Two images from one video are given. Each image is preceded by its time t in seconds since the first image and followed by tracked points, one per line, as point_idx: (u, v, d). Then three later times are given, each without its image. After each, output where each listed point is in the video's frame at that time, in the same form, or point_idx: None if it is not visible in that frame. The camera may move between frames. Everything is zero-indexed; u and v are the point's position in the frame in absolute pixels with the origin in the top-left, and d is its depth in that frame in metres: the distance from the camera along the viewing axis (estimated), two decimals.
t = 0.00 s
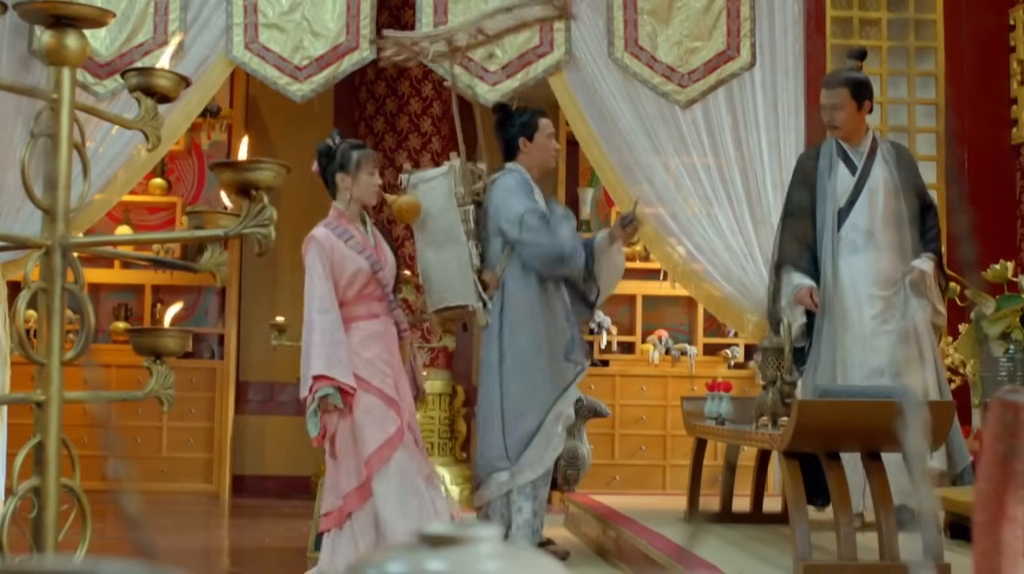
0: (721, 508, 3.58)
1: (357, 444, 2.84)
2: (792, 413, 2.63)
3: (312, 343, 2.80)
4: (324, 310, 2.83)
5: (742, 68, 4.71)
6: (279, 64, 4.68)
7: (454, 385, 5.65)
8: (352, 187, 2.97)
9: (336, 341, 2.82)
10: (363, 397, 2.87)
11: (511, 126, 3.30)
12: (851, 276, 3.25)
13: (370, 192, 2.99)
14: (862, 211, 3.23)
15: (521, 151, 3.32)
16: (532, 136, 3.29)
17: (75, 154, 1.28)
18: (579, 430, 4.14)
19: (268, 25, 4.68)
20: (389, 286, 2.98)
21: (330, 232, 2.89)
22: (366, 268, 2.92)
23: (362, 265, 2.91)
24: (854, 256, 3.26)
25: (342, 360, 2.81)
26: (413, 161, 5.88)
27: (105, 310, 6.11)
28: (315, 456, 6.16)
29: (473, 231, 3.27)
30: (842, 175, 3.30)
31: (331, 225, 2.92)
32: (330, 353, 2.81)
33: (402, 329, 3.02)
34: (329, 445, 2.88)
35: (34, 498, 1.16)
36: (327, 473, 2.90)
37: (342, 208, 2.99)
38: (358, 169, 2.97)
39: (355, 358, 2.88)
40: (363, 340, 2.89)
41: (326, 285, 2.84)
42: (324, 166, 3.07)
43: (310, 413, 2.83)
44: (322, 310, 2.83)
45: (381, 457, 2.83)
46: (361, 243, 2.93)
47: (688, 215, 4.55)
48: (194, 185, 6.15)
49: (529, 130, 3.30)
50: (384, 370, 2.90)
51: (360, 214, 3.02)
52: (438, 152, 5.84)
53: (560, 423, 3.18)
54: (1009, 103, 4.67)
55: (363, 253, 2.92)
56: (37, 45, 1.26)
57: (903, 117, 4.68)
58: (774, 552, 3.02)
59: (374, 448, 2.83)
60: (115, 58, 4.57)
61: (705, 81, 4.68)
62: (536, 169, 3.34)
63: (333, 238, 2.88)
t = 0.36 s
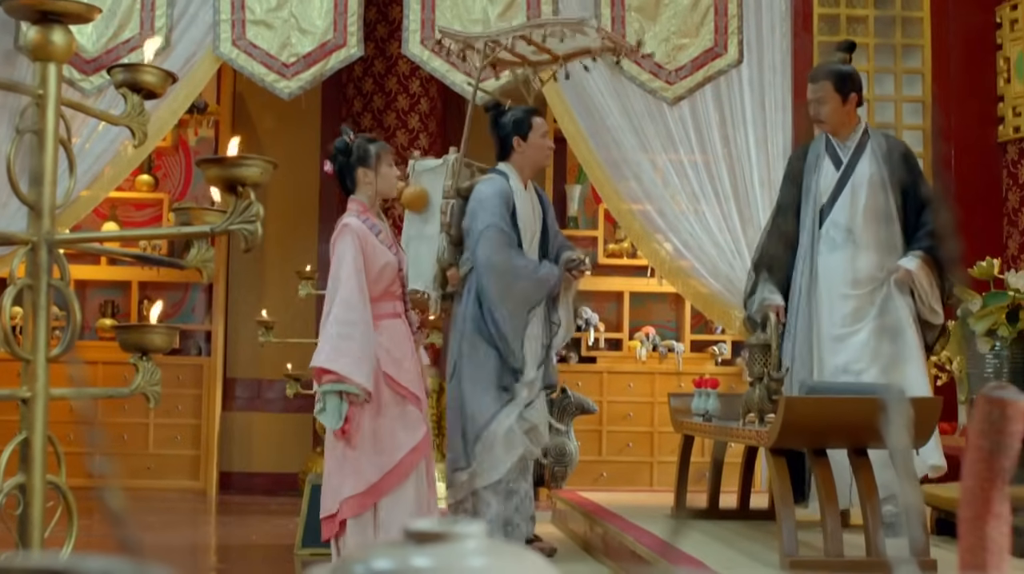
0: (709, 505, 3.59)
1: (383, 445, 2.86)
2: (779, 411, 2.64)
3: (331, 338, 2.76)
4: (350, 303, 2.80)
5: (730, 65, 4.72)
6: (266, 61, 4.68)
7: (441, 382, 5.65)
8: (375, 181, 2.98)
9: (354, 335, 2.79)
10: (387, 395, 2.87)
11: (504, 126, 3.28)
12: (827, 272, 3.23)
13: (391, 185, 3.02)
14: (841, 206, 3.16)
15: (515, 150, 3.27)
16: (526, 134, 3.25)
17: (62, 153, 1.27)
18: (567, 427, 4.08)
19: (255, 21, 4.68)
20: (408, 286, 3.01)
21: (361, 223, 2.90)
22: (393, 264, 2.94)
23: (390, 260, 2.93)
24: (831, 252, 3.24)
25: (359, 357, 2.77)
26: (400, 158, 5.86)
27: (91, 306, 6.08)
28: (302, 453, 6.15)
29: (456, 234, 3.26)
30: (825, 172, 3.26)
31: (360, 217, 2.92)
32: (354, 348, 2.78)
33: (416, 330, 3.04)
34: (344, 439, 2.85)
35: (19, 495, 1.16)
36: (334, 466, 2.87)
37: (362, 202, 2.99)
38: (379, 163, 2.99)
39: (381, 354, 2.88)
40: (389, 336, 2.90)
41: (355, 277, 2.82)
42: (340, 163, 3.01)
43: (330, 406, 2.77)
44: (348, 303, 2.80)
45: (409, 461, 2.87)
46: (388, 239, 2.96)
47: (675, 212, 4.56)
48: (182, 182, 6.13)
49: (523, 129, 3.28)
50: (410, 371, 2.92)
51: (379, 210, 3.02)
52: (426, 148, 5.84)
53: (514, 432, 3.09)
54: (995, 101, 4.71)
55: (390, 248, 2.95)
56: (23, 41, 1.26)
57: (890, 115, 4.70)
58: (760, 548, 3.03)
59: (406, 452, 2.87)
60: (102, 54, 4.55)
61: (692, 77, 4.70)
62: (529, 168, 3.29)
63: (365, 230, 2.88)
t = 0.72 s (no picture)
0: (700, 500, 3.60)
1: (381, 441, 2.86)
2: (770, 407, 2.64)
3: (362, 330, 2.79)
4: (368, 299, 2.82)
5: (721, 60, 4.72)
6: (257, 57, 4.66)
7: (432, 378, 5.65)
8: (388, 180, 2.99)
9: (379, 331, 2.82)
10: (389, 392, 2.87)
11: (489, 123, 3.33)
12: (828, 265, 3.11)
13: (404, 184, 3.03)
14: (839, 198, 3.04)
15: (500, 144, 3.33)
16: (512, 128, 3.31)
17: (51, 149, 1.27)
18: (557, 423, 4.08)
19: (245, 17, 4.67)
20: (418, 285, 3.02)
21: (372, 220, 2.90)
22: (404, 262, 2.94)
23: (400, 258, 2.93)
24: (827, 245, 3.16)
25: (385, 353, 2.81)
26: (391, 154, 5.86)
27: (81, 302, 6.06)
28: (293, 449, 6.15)
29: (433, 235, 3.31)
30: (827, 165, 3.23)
31: (372, 214, 2.92)
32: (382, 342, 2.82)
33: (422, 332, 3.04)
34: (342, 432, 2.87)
35: (8, 490, 1.15)
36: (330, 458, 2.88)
37: (376, 199, 2.99)
38: (392, 161, 3.00)
39: (386, 352, 2.88)
40: (393, 334, 2.90)
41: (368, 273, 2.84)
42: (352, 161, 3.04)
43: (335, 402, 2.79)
44: (366, 299, 2.82)
45: (404, 459, 2.88)
46: (399, 237, 2.96)
47: (666, 209, 4.57)
48: (172, 177, 6.11)
49: (508, 124, 3.32)
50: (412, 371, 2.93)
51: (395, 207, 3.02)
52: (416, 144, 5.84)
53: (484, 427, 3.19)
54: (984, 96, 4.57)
55: (400, 247, 2.95)
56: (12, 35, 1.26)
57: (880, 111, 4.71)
58: (750, 543, 3.04)
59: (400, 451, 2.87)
60: (92, 50, 4.53)
61: (683, 74, 4.71)
62: (516, 163, 3.34)
63: (376, 227, 2.89)
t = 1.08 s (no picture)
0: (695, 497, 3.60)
1: (370, 439, 2.87)
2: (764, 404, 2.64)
3: (339, 330, 2.81)
4: (350, 296, 2.83)
5: (716, 57, 4.66)
6: (252, 53, 4.66)
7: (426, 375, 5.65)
8: (387, 178, 2.99)
9: (357, 329, 2.82)
10: (380, 389, 2.88)
11: (478, 120, 3.33)
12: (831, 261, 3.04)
13: (404, 182, 3.02)
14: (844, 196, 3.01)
15: (489, 141, 3.33)
16: (500, 126, 3.31)
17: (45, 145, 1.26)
18: (552, 420, 4.08)
19: (240, 14, 4.65)
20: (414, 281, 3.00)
21: (366, 218, 2.89)
22: (398, 259, 2.92)
23: (395, 256, 2.91)
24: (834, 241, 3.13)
25: (361, 351, 2.81)
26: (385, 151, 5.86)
27: (76, 299, 6.05)
28: (287, 446, 6.14)
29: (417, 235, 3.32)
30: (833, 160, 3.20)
31: (367, 211, 2.91)
32: (356, 341, 2.82)
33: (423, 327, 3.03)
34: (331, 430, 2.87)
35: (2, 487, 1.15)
36: (320, 456, 2.88)
37: (374, 197, 2.99)
38: (393, 159, 2.99)
39: (378, 350, 2.89)
40: (388, 332, 2.90)
41: (355, 271, 2.84)
42: (356, 157, 3.06)
43: (319, 396, 2.84)
44: (349, 296, 2.83)
45: (393, 459, 2.88)
46: (395, 234, 2.94)
47: (661, 205, 4.60)
48: (166, 175, 6.10)
49: (496, 120, 3.32)
50: (405, 368, 2.92)
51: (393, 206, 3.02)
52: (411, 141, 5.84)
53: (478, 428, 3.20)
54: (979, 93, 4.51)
55: (397, 244, 2.93)
56: (7, 31, 1.24)
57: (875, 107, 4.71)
58: (745, 539, 3.04)
59: (390, 448, 2.87)
60: (86, 46, 4.52)
61: (678, 71, 4.66)
62: (505, 159, 3.34)
63: (368, 224, 2.88)
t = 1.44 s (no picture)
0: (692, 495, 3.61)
1: (365, 436, 2.87)
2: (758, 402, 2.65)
3: (329, 327, 2.81)
4: (340, 294, 2.83)
5: (712, 55, 4.68)
6: (249, 51, 4.65)
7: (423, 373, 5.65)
8: (380, 175, 2.99)
9: (346, 327, 2.82)
10: (373, 386, 2.89)
11: (476, 118, 3.33)
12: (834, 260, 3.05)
13: (398, 179, 3.02)
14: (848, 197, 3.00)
15: (487, 139, 3.33)
16: (497, 124, 3.30)
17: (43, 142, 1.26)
18: (550, 417, 4.07)
19: (237, 11, 4.65)
20: (411, 279, 2.99)
21: (359, 216, 2.90)
22: (392, 257, 2.91)
23: (389, 254, 2.90)
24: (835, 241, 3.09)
25: (349, 348, 2.81)
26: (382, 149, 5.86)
27: (73, 297, 6.05)
28: (284, 443, 6.14)
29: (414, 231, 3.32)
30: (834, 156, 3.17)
31: (361, 210, 2.92)
32: (344, 339, 2.82)
33: (420, 324, 3.02)
34: (329, 427, 2.88)
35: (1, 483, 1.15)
36: (318, 453, 2.89)
37: (370, 195, 3.00)
38: (386, 156, 2.99)
39: (371, 347, 2.89)
40: (383, 329, 2.90)
41: (347, 269, 2.84)
42: (351, 156, 3.08)
43: (317, 393, 2.83)
44: (337, 295, 2.83)
45: (390, 454, 2.87)
46: (390, 232, 2.93)
47: (658, 203, 4.60)
48: (163, 172, 6.10)
49: (494, 118, 3.31)
50: (400, 365, 2.91)
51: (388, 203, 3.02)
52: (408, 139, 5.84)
53: (473, 426, 3.20)
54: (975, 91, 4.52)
55: (392, 242, 2.92)
56: (3, 28, 1.23)
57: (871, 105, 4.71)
58: (741, 537, 3.05)
59: (385, 446, 2.87)
60: (83, 44, 4.51)
61: (675, 68, 4.66)
62: (503, 157, 3.34)
63: (361, 223, 2.89)
